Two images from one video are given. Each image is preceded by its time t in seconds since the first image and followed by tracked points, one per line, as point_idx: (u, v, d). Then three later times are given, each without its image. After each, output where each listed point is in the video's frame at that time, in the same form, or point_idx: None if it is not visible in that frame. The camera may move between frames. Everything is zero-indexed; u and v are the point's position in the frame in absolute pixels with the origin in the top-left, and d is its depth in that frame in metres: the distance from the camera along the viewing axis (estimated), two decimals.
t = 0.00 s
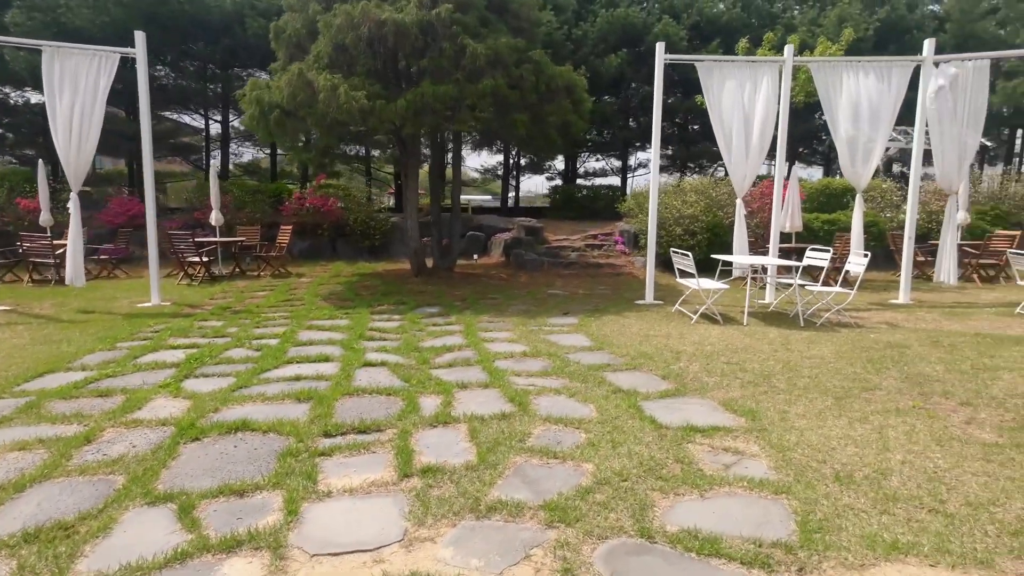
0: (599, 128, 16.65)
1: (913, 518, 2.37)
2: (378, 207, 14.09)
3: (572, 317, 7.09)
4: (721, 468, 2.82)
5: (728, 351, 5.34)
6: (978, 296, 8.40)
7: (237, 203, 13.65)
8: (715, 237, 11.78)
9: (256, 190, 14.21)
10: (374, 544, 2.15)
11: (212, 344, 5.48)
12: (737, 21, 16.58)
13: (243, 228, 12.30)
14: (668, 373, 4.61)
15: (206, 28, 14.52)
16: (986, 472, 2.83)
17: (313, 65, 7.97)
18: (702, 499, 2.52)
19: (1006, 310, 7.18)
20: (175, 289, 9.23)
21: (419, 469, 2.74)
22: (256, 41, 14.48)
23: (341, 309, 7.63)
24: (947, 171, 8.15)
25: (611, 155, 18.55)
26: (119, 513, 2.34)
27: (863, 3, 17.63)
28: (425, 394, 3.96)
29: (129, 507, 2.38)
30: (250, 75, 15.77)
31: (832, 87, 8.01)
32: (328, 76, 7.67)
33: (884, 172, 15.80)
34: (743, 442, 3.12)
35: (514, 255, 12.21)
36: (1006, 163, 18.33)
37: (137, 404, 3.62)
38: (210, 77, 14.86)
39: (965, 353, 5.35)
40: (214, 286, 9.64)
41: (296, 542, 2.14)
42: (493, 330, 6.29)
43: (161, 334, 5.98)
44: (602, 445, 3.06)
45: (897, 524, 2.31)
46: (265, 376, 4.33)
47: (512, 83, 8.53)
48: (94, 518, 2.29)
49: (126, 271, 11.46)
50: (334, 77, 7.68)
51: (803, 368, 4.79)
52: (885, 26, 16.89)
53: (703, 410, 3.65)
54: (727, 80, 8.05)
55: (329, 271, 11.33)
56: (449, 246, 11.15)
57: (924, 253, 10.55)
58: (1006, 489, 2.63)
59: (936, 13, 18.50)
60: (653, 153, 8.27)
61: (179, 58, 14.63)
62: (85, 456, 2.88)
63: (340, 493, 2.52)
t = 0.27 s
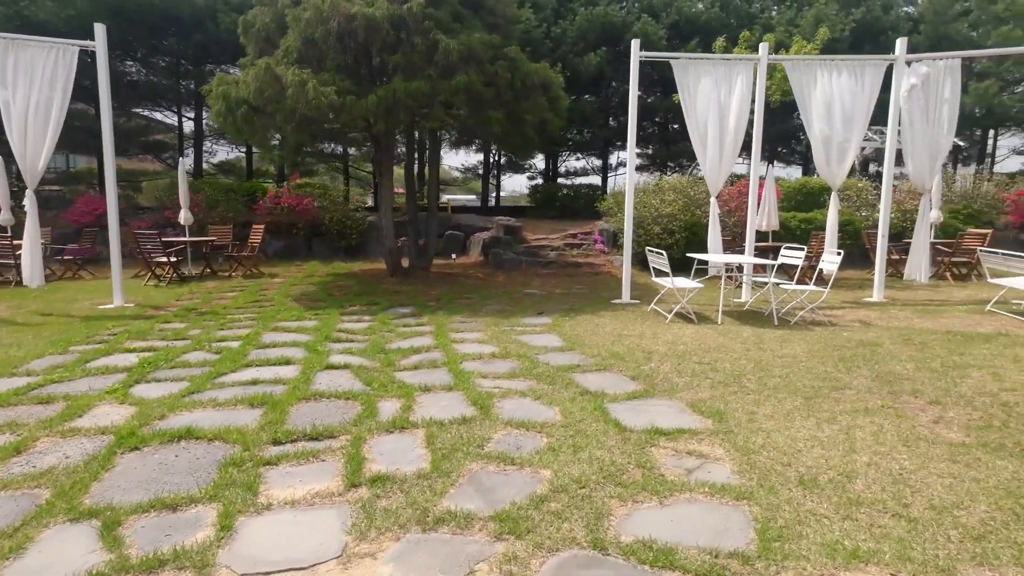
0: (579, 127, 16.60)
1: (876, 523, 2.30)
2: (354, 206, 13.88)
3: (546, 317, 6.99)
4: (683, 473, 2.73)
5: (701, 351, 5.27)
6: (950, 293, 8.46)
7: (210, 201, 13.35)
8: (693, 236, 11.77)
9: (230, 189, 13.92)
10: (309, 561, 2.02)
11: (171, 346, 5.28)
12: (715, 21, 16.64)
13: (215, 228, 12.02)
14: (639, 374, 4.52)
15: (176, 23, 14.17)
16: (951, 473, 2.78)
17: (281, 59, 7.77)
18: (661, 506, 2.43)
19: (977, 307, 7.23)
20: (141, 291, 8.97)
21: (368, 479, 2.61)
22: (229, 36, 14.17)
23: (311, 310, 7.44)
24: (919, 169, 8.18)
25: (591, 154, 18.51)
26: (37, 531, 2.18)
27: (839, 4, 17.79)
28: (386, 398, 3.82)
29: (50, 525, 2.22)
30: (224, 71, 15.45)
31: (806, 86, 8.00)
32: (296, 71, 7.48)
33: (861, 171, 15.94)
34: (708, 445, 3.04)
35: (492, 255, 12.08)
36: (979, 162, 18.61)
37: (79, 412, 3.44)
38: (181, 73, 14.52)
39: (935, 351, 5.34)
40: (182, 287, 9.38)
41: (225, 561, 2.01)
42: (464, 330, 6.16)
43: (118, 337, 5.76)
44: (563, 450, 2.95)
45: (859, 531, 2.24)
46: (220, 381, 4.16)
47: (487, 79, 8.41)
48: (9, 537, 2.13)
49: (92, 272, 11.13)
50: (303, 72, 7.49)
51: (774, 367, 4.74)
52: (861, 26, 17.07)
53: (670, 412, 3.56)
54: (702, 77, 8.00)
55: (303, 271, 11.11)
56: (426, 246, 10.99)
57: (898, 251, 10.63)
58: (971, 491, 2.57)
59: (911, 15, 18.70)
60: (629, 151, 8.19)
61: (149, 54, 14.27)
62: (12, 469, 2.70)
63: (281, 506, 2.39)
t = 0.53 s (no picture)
0: (561, 127, 16.52)
1: (838, 540, 2.22)
2: (333, 207, 13.67)
3: (522, 320, 6.88)
4: (644, 486, 2.63)
5: (674, 355, 5.19)
6: (926, 294, 8.48)
7: (184, 202, 13.07)
8: (674, 236, 11.74)
9: (205, 189, 13.65)
10: None
11: (128, 353, 5.09)
12: (697, 21, 16.64)
13: (188, 229, 11.77)
14: (608, 380, 4.43)
15: (149, 19, 13.86)
16: (917, 483, 2.71)
17: (251, 57, 7.59)
18: (617, 523, 2.32)
19: (951, 308, 7.24)
20: (108, 294, 8.73)
21: (312, 497, 2.47)
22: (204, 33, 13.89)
23: (282, 314, 7.26)
24: (895, 170, 8.21)
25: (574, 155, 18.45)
26: None
27: (819, 5, 17.89)
28: (344, 407, 3.69)
29: None
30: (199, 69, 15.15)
31: (783, 87, 7.98)
32: (265, 68, 7.30)
33: (841, 172, 16.03)
34: (672, 456, 2.95)
35: (472, 256, 11.95)
36: (957, 163, 18.82)
37: (17, 425, 3.27)
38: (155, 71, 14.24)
39: (909, 353, 5.31)
40: (152, 290, 9.14)
41: None
42: (436, 334, 6.03)
43: (75, 343, 5.56)
44: (521, 463, 2.84)
45: (820, 549, 2.16)
46: (173, 390, 3.99)
47: (463, 78, 8.29)
48: None
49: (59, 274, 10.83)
50: (272, 70, 7.31)
51: (747, 371, 4.67)
52: (841, 28, 17.17)
53: (636, 420, 3.46)
54: (679, 77, 7.94)
55: (278, 273, 10.90)
56: (404, 247, 10.83)
57: (876, 252, 10.66)
58: (936, 503, 2.50)
59: (890, 17, 18.84)
60: (607, 151, 8.11)
61: (122, 51, 13.96)
62: None
63: (214, 528, 2.25)
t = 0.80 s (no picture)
0: (545, 127, 16.45)
1: (802, 552, 2.14)
2: (313, 207, 13.47)
3: (499, 322, 6.77)
4: (607, 496, 2.53)
5: (651, 357, 5.11)
6: (905, 294, 8.49)
7: (159, 202, 12.80)
8: (656, 236, 11.70)
9: (182, 189, 13.40)
10: None
11: (87, 358, 4.92)
12: (680, 21, 16.65)
13: (163, 229, 11.53)
14: (581, 384, 4.33)
15: (124, 15, 13.56)
16: (886, 490, 2.65)
17: (222, 53, 7.41)
18: (576, 537, 2.22)
19: (929, 308, 7.25)
20: (76, 296, 8.50)
21: (257, 511, 2.36)
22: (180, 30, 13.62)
23: (254, 316, 7.10)
24: (873, 170, 8.22)
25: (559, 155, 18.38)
26: None
27: (802, 7, 18.00)
28: (305, 414, 3.56)
29: None
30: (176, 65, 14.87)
31: (763, 87, 7.96)
32: (237, 65, 7.13)
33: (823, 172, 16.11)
34: (639, 464, 2.86)
35: (453, 256, 11.82)
36: (937, 164, 19.01)
37: None
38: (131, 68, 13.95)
39: (885, 354, 5.28)
40: (122, 292, 8.92)
41: None
42: (409, 337, 5.90)
43: (34, 347, 5.37)
44: (482, 473, 2.73)
45: (783, 562, 2.08)
46: (128, 398, 3.84)
47: (440, 76, 8.18)
48: None
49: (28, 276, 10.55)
50: (243, 67, 7.15)
51: (722, 374, 4.60)
52: (822, 29, 17.28)
53: (605, 426, 3.37)
54: (659, 77, 7.88)
55: (255, 274, 10.70)
56: (383, 248, 10.68)
57: (856, 252, 10.70)
58: (905, 511, 2.43)
59: (871, 18, 18.99)
60: (587, 151, 8.04)
61: (96, 47, 13.66)
62: None
63: (148, 548, 2.12)
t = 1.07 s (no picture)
0: (529, 126, 16.35)
1: (773, 563, 2.04)
2: (292, 206, 13.23)
3: (477, 322, 6.63)
4: (573, 504, 2.41)
5: (629, 357, 5.00)
6: (885, 292, 8.48)
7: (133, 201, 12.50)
8: (640, 235, 11.62)
9: (157, 187, 13.11)
10: None
11: (42, 361, 4.72)
12: (664, 20, 16.63)
13: (136, 229, 11.25)
14: (556, 385, 4.21)
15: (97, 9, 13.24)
16: (862, 494, 2.56)
17: (191, 46, 7.21)
18: (535, 550, 2.10)
19: (909, 307, 7.22)
20: (42, 297, 8.23)
21: (198, 525, 2.21)
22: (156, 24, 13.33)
23: (225, 317, 6.89)
24: (856, 169, 8.16)
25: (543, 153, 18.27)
26: None
27: (785, 6, 18.07)
28: (264, 419, 3.39)
29: None
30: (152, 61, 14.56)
31: (744, 83, 7.90)
32: (206, 58, 6.94)
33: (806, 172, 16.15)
34: (608, 469, 2.74)
35: (435, 256, 11.66)
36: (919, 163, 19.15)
37: None
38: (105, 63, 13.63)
39: (865, 353, 5.22)
40: (91, 292, 8.66)
41: None
42: (383, 338, 5.75)
43: None
44: (443, 481, 2.60)
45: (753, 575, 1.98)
46: (79, 403, 3.66)
47: (418, 72, 8.03)
48: None
49: None
50: (213, 61, 6.96)
51: (701, 374, 4.50)
52: (805, 29, 17.35)
53: (576, 430, 3.25)
54: (640, 73, 7.79)
55: (231, 274, 10.46)
56: (363, 247, 10.50)
57: (839, 250, 10.69)
58: (881, 517, 2.34)
59: (853, 19, 19.11)
60: (567, 148, 7.93)
61: (68, 42, 13.33)
62: None
63: (73, 567, 1.97)
